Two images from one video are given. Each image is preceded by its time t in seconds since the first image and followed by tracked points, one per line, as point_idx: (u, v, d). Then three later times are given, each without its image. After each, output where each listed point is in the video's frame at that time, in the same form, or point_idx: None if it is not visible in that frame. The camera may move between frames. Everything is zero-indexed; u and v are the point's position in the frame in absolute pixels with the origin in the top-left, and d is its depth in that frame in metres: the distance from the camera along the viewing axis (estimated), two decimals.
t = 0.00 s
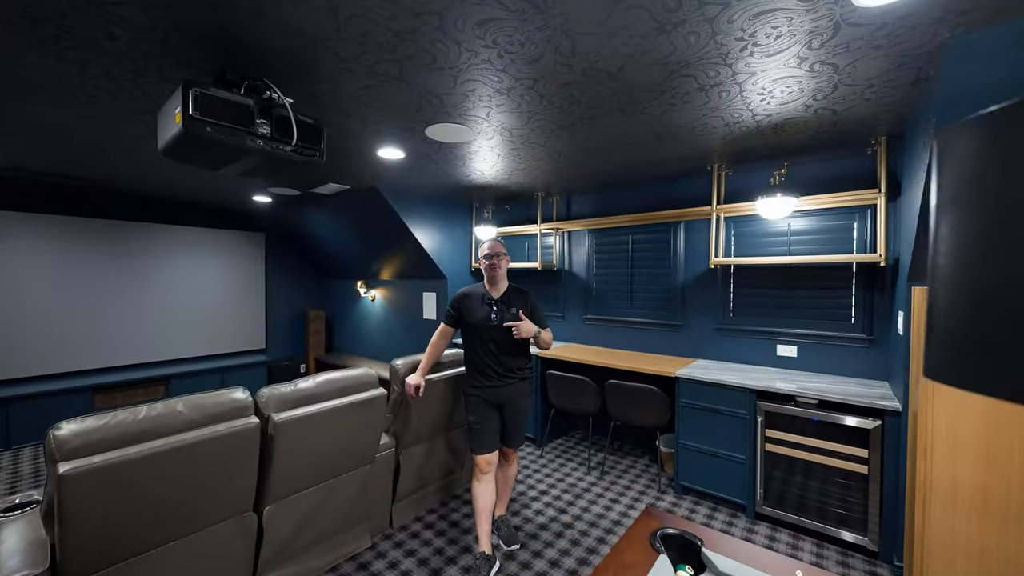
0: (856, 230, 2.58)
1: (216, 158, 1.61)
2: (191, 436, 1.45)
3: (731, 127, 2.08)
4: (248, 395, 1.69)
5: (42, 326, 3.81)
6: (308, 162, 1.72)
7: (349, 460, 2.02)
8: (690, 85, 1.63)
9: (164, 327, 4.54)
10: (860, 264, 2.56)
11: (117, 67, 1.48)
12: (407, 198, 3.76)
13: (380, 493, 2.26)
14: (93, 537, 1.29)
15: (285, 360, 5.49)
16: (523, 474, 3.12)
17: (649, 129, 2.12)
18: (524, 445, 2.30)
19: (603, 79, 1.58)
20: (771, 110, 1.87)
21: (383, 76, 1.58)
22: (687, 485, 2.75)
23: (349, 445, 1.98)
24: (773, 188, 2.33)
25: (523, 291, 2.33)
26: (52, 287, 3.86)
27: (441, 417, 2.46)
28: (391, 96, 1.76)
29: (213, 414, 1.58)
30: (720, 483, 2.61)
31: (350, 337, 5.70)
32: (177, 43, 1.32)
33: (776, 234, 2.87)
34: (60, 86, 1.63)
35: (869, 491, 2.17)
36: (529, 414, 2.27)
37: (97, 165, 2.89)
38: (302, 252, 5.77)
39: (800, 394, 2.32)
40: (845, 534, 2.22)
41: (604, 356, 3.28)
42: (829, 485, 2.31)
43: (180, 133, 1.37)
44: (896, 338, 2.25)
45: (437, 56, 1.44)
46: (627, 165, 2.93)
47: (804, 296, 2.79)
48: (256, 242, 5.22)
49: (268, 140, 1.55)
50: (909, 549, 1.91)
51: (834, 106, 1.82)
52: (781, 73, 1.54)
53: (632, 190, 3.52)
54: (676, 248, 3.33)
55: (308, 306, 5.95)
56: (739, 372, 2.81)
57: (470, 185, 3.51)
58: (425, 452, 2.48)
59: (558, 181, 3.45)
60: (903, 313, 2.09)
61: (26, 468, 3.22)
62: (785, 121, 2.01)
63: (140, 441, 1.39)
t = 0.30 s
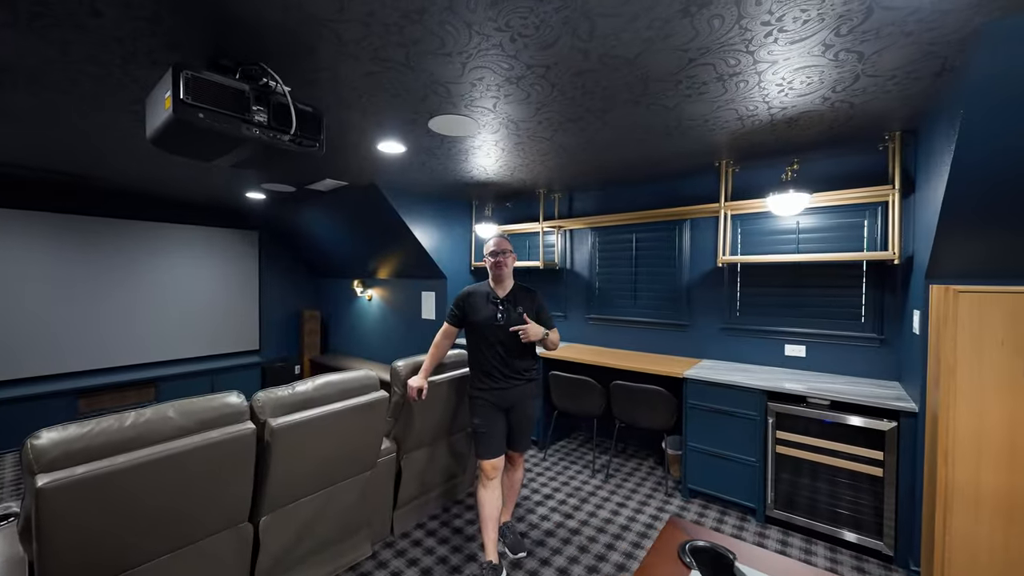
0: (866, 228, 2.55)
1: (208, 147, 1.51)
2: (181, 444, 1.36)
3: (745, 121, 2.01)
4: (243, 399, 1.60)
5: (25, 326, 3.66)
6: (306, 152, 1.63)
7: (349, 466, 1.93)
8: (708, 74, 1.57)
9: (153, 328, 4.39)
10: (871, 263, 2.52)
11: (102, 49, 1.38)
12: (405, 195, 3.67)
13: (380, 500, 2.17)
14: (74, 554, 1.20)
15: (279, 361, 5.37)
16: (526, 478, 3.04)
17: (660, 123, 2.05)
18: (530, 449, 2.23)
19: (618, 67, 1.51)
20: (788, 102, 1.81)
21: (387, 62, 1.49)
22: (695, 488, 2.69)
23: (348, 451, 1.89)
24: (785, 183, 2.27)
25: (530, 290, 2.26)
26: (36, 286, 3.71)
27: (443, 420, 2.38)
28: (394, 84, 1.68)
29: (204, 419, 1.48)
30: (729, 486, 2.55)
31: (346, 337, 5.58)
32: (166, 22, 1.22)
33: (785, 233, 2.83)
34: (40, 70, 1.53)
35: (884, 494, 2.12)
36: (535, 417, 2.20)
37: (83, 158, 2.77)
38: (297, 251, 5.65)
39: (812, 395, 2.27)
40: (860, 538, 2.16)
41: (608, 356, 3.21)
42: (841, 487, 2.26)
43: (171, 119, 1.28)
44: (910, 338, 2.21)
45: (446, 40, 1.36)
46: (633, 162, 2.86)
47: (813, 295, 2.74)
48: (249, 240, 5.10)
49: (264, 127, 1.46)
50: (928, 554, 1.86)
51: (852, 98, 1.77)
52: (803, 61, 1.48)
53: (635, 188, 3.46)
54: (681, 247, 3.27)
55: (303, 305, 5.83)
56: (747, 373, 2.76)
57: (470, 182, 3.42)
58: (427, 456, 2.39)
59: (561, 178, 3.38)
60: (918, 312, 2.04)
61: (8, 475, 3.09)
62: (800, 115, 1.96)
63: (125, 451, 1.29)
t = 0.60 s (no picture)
0: (882, 227, 2.48)
1: (200, 137, 1.41)
2: (171, 458, 1.25)
3: (764, 114, 1.94)
4: (237, 407, 1.50)
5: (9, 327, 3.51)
6: (306, 143, 1.53)
7: (350, 476, 1.83)
8: (732, 63, 1.49)
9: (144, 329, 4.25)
10: (887, 262, 2.45)
11: (84, 30, 1.28)
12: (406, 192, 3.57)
13: (383, 510, 2.07)
14: None
15: (274, 363, 5.24)
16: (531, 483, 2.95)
17: (676, 116, 1.98)
18: (539, 456, 2.14)
19: (639, 54, 1.42)
20: (812, 94, 1.74)
21: (393, 46, 1.40)
22: (706, 494, 2.61)
23: (350, 460, 1.79)
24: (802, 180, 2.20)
25: (539, 290, 2.17)
26: (21, 286, 3.56)
27: (448, 425, 2.29)
28: (399, 72, 1.58)
29: (196, 429, 1.38)
30: (742, 492, 2.48)
31: (343, 338, 5.47)
32: None
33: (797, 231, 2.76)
34: (18, 54, 1.42)
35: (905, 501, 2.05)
36: (545, 422, 2.11)
37: (70, 152, 2.65)
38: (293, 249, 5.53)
39: (829, 399, 2.20)
40: (881, 548, 2.10)
41: (615, 358, 3.13)
42: (860, 494, 2.19)
43: (159, 105, 1.18)
44: (931, 340, 2.14)
45: (458, 22, 1.26)
46: (642, 159, 2.78)
47: (826, 295, 2.67)
48: (244, 239, 4.97)
49: (261, 116, 1.36)
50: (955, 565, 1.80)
51: (878, 90, 1.69)
52: (834, 49, 1.40)
53: (642, 185, 3.38)
54: (690, 246, 3.19)
55: (299, 306, 5.71)
56: (759, 375, 2.69)
57: (473, 179, 3.33)
58: (430, 463, 2.30)
59: (566, 175, 3.29)
60: (941, 314, 1.98)
61: None
62: (821, 108, 1.89)
63: (110, 465, 1.19)
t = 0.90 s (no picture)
0: (898, 225, 2.42)
1: (192, 128, 1.31)
2: (162, 472, 1.16)
3: (782, 107, 1.87)
4: (233, 415, 1.40)
5: None
6: (306, 135, 1.44)
7: (352, 486, 1.75)
8: (756, 52, 1.42)
9: (135, 331, 4.13)
10: (903, 261, 2.39)
11: (65, 10, 1.18)
12: (406, 190, 3.48)
13: (385, 520, 1.98)
14: None
15: (270, 365, 5.13)
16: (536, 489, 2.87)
17: (690, 110, 1.90)
18: (548, 463, 2.06)
19: (660, 40, 1.34)
20: (834, 86, 1.67)
21: (399, 30, 1.31)
22: (717, 500, 2.54)
23: (351, 469, 1.70)
24: (819, 176, 2.14)
25: (549, 291, 2.09)
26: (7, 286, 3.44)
27: (453, 431, 2.20)
28: (405, 60, 1.49)
29: (189, 441, 1.28)
30: (755, 498, 2.41)
31: (341, 339, 5.36)
32: None
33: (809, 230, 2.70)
34: None
35: (927, 509, 1.99)
36: (554, 428, 2.03)
37: (57, 147, 2.55)
38: (289, 249, 5.42)
39: (846, 402, 2.14)
40: (901, 556, 2.03)
41: (623, 360, 3.06)
42: (877, 500, 2.13)
43: (146, 91, 1.09)
44: (951, 341, 2.08)
45: (470, 4, 1.18)
46: (650, 157, 2.71)
47: (839, 295, 2.61)
48: (239, 238, 4.85)
49: (258, 104, 1.27)
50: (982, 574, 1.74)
51: (905, 81, 1.62)
52: (865, 36, 1.33)
53: (648, 183, 3.30)
54: (698, 245, 3.12)
55: (296, 306, 5.60)
56: (771, 377, 2.62)
57: (475, 177, 3.25)
58: (435, 470, 2.21)
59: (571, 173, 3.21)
60: (964, 314, 1.91)
61: None
62: (842, 101, 1.82)
63: (95, 481, 1.10)
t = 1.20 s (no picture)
0: (912, 223, 2.37)
1: (181, 117, 1.23)
2: (148, 487, 1.08)
3: (798, 101, 1.81)
4: (225, 424, 1.32)
5: None
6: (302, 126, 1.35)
7: (352, 496, 1.67)
8: (778, 40, 1.35)
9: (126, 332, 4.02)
10: (916, 260, 2.34)
11: None
12: (405, 187, 3.40)
13: (386, 530, 1.90)
14: None
15: (266, 366, 5.03)
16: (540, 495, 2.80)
17: (703, 104, 1.84)
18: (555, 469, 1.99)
19: (679, 25, 1.27)
20: (855, 78, 1.61)
21: (402, 14, 1.23)
22: (727, 506, 2.48)
23: (351, 478, 1.62)
24: (834, 173, 2.07)
25: (555, 290, 2.02)
26: None
27: (456, 436, 2.13)
28: (408, 48, 1.42)
29: (176, 452, 1.20)
30: (766, 504, 2.35)
31: (338, 340, 5.27)
32: None
33: (819, 229, 2.64)
34: None
35: (946, 515, 1.93)
36: (562, 434, 1.96)
37: (42, 141, 2.45)
38: (285, 249, 5.32)
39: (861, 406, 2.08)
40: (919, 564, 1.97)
41: (628, 362, 2.99)
42: (892, 506, 2.07)
43: (129, 75, 1.01)
44: (969, 342, 2.02)
45: None
46: (657, 154, 2.64)
47: (850, 295, 2.55)
48: (234, 237, 4.74)
49: (251, 92, 1.18)
50: None
51: (929, 73, 1.56)
52: (894, 23, 1.26)
53: (653, 181, 3.23)
54: (704, 244, 3.06)
55: (292, 307, 5.50)
56: (781, 379, 2.56)
57: (477, 174, 3.16)
58: (437, 477, 2.13)
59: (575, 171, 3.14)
60: (986, 315, 1.85)
61: None
62: (860, 95, 1.76)
63: (74, 498, 1.01)
